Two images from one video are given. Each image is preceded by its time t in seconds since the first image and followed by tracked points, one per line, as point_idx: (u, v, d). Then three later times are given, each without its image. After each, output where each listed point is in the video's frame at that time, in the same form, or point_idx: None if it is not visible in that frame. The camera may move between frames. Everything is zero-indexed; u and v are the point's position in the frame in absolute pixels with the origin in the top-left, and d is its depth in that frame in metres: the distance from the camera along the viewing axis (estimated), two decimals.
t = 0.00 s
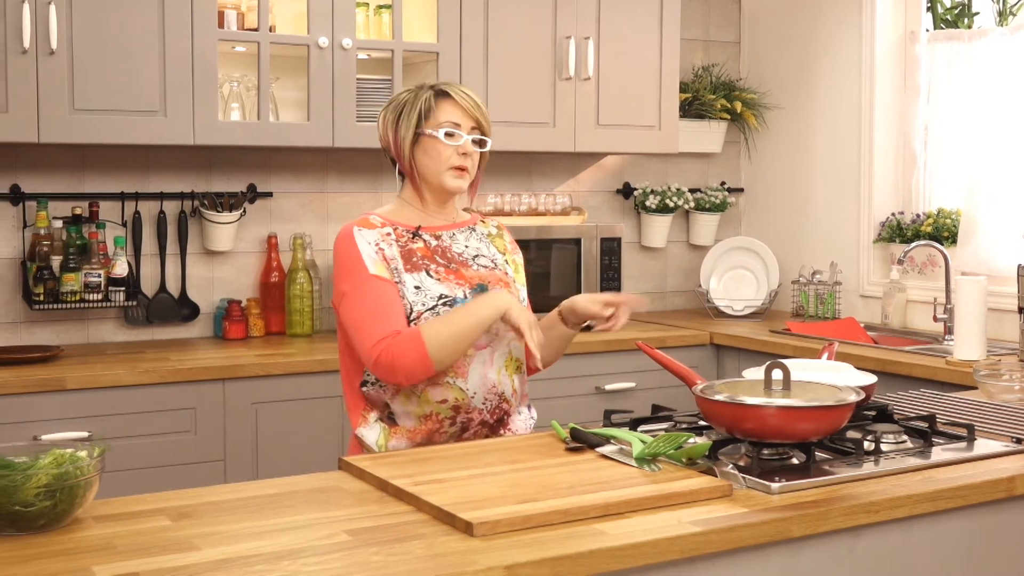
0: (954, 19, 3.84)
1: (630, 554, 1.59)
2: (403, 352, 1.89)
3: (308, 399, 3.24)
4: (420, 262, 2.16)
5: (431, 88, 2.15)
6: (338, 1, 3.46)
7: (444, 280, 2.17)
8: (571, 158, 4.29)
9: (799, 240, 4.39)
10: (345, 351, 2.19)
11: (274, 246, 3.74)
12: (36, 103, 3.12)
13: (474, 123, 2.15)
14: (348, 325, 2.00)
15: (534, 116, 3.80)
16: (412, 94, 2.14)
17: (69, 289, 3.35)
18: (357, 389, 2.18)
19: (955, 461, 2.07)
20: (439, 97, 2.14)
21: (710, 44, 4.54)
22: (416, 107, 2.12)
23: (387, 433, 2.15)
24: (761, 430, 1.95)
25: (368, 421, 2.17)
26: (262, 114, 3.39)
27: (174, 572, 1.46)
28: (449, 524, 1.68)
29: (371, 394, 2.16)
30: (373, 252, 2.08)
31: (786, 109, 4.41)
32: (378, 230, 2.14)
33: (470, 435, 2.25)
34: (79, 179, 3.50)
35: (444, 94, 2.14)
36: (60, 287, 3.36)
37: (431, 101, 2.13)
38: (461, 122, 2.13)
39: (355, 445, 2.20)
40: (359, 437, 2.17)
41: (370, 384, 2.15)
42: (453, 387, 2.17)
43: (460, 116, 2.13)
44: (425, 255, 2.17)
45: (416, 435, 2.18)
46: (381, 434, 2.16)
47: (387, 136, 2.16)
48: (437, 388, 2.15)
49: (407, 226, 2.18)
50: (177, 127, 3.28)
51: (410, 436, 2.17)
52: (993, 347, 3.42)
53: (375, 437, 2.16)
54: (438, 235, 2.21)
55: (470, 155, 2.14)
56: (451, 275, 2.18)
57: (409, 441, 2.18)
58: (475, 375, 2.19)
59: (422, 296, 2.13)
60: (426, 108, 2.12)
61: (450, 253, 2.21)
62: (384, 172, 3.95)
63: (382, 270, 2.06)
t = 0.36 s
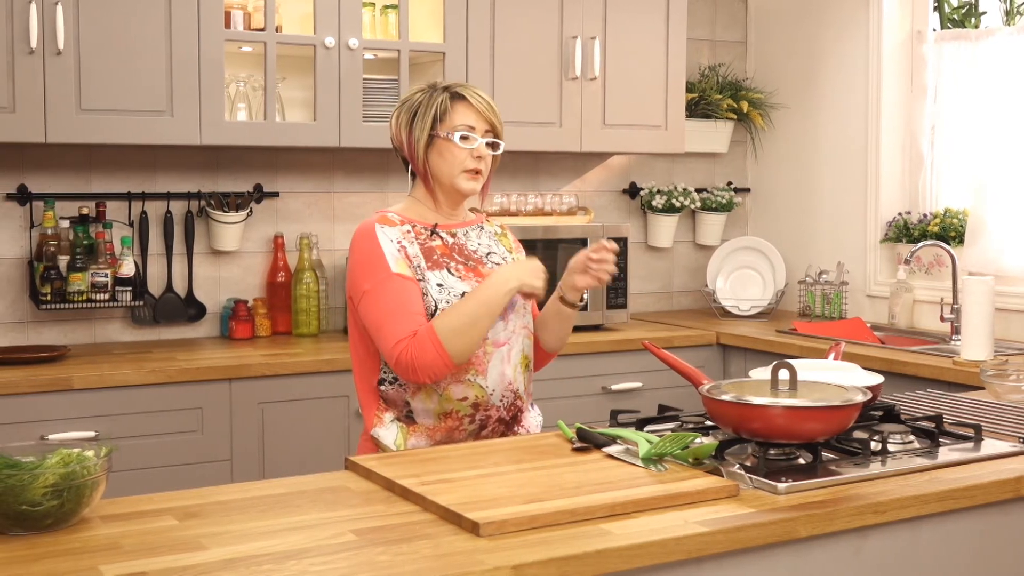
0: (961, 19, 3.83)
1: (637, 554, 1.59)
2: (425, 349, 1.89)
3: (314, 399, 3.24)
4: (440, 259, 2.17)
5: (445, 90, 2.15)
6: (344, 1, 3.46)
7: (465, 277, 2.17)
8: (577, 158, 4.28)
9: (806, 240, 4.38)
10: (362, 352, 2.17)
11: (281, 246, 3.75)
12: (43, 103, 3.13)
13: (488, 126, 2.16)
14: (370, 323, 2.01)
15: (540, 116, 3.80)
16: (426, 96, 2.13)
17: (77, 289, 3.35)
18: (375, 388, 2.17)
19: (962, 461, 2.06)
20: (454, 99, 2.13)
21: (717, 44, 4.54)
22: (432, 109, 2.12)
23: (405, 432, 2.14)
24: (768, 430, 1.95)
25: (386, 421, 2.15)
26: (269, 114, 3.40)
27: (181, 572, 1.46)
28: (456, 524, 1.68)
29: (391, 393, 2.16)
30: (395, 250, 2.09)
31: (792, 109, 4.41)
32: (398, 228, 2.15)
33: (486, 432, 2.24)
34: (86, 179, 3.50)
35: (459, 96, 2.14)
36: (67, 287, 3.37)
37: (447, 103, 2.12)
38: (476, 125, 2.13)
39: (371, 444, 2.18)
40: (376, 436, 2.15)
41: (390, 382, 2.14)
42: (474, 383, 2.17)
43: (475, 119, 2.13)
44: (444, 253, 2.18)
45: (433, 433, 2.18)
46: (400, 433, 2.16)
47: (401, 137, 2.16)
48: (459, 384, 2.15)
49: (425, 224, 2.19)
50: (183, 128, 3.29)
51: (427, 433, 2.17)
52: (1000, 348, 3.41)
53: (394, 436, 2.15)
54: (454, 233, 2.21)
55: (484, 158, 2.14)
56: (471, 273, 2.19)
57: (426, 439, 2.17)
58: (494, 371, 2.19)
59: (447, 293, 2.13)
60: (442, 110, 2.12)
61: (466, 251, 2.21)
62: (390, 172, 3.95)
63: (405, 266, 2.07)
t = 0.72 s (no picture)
0: (970, 18, 3.83)
1: (645, 554, 1.59)
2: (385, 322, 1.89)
3: (322, 399, 3.24)
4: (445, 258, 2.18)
5: (453, 90, 2.15)
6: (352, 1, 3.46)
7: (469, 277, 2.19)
8: (584, 158, 4.28)
9: (814, 240, 4.38)
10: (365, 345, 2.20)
11: (288, 246, 3.75)
12: (51, 103, 3.13)
13: (496, 126, 2.14)
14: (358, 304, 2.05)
15: (547, 116, 3.80)
16: (434, 96, 2.14)
17: (85, 289, 3.36)
18: (380, 383, 2.16)
19: (971, 461, 2.06)
20: (461, 99, 2.13)
21: (724, 44, 4.53)
22: (438, 110, 2.12)
23: (408, 427, 2.14)
24: (776, 430, 1.95)
25: (390, 416, 2.15)
26: (277, 114, 3.40)
27: (189, 571, 1.46)
28: (464, 524, 1.68)
29: (395, 388, 2.16)
30: (392, 241, 2.12)
31: (800, 109, 4.40)
32: (401, 223, 2.17)
33: (490, 432, 2.23)
34: (94, 179, 3.51)
35: (464, 97, 2.13)
36: (75, 287, 3.37)
37: (450, 104, 2.12)
38: (482, 124, 2.12)
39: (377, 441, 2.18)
40: (381, 431, 2.15)
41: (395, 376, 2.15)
42: (476, 382, 2.17)
43: (481, 119, 2.12)
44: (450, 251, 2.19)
45: (437, 431, 2.17)
46: (403, 428, 2.15)
47: (411, 138, 2.17)
48: (461, 381, 2.16)
49: (432, 223, 2.21)
50: (191, 128, 3.29)
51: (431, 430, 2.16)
52: (1009, 348, 3.41)
53: (397, 430, 2.15)
54: (463, 232, 2.22)
55: (490, 156, 2.12)
56: (477, 273, 2.20)
57: (430, 436, 2.17)
58: (498, 371, 2.19)
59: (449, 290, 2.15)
60: (445, 111, 2.12)
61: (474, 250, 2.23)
62: (398, 172, 3.95)
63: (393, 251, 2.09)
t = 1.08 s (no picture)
0: (979, 18, 3.82)
1: (654, 554, 1.58)
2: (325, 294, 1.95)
3: (331, 399, 3.24)
4: (443, 257, 2.20)
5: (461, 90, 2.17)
6: (361, 1, 3.47)
7: (468, 276, 2.19)
8: (593, 158, 4.28)
9: (822, 239, 4.37)
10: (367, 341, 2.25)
11: (297, 246, 3.75)
12: (61, 104, 3.14)
13: (497, 124, 2.13)
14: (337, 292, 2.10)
15: (556, 116, 3.79)
16: (442, 96, 2.17)
17: (94, 288, 3.36)
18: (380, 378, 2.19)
19: (981, 462, 2.06)
20: (465, 98, 2.14)
21: (734, 44, 4.53)
22: (442, 109, 2.15)
23: (403, 423, 2.14)
24: (785, 430, 1.95)
25: (388, 411, 2.16)
26: (286, 114, 3.41)
27: (199, 570, 1.46)
28: (473, 524, 1.68)
29: (392, 383, 2.17)
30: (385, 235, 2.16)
31: (810, 108, 4.40)
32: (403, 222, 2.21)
33: (486, 434, 2.21)
34: (104, 179, 3.52)
35: (467, 97, 2.15)
36: (84, 287, 3.38)
37: (454, 104, 2.15)
38: (483, 123, 2.12)
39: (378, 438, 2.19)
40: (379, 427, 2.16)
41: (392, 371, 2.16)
42: (470, 381, 2.16)
43: (482, 117, 2.12)
44: (451, 251, 2.21)
45: (432, 429, 2.16)
46: (400, 425, 2.15)
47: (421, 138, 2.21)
48: (454, 380, 2.15)
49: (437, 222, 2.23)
50: (200, 128, 3.30)
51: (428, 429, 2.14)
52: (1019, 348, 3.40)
53: (393, 426, 2.15)
54: (469, 233, 2.24)
55: (491, 154, 2.12)
56: (476, 273, 2.20)
57: (425, 435, 2.15)
58: (493, 372, 2.18)
59: (442, 288, 2.16)
60: (448, 111, 2.15)
61: (478, 251, 2.23)
62: (407, 171, 3.95)
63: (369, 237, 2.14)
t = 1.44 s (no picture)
0: (989, 18, 3.81)
1: (663, 554, 1.58)
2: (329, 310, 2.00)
3: (340, 399, 3.25)
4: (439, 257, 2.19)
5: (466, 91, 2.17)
6: (370, 1, 3.47)
7: (461, 275, 2.19)
8: (602, 158, 4.28)
9: (832, 240, 4.37)
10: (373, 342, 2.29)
11: (306, 246, 3.75)
12: (71, 105, 3.15)
13: (501, 126, 2.12)
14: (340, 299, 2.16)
15: (566, 116, 3.79)
16: (447, 97, 2.16)
17: (103, 289, 3.38)
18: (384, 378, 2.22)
19: (991, 463, 2.05)
20: (469, 99, 2.14)
21: (743, 44, 4.52)
22: (447, 111, 2.15)
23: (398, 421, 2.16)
24: (794, 430, 1.94)
25: (388, 410, 2.19)
26: (295, 114, 3.41)
27: (209, 570, 1.46)
28: (482, 524, 1.68)
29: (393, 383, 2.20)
30: (382, 238, 2.18)
31: (819, 108, 4.39)
32: (403, 223, 2.22)
33: (482, 433, 2.21)
34: (114, 179, 3.52)
35: (471, 98, 2.14)
36: (94, 287, 3.39)
37: (457, 105, 2.14)
38: (487, 125, 2.12)
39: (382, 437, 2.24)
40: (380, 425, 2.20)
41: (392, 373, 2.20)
42: (461, 380, 2.16)
43: (486, 119, 2.12)
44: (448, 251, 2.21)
45: (429, 428, 2.18)
46: (398, 424, 2.18)
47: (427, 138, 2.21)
48: (445, 379, 2.15)
49: (437, 223, 2.23)
50: (210, 128, 3.30)
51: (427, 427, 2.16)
52: None
53: (392, 425, 2.18)
54: (469, 233, 2.24)
55: (495, 157, 2.13)
56: (470, 272, 2.20)
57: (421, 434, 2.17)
58: (486, 371, 2.17)
59: (432, 287, 2.16)
60: (452, 112, 2.14)
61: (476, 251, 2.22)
62: (416, 171, 3.95)
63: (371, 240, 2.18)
